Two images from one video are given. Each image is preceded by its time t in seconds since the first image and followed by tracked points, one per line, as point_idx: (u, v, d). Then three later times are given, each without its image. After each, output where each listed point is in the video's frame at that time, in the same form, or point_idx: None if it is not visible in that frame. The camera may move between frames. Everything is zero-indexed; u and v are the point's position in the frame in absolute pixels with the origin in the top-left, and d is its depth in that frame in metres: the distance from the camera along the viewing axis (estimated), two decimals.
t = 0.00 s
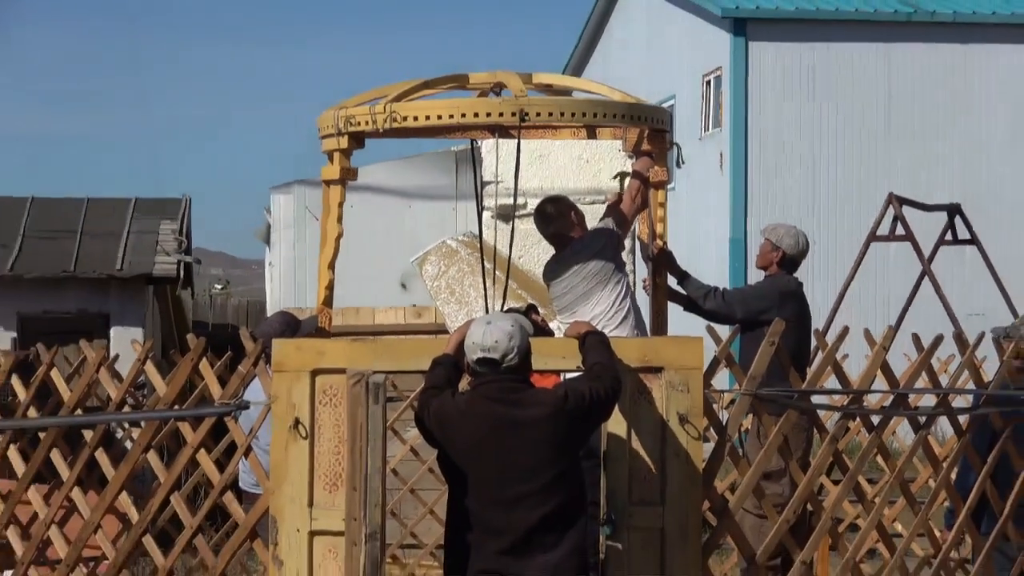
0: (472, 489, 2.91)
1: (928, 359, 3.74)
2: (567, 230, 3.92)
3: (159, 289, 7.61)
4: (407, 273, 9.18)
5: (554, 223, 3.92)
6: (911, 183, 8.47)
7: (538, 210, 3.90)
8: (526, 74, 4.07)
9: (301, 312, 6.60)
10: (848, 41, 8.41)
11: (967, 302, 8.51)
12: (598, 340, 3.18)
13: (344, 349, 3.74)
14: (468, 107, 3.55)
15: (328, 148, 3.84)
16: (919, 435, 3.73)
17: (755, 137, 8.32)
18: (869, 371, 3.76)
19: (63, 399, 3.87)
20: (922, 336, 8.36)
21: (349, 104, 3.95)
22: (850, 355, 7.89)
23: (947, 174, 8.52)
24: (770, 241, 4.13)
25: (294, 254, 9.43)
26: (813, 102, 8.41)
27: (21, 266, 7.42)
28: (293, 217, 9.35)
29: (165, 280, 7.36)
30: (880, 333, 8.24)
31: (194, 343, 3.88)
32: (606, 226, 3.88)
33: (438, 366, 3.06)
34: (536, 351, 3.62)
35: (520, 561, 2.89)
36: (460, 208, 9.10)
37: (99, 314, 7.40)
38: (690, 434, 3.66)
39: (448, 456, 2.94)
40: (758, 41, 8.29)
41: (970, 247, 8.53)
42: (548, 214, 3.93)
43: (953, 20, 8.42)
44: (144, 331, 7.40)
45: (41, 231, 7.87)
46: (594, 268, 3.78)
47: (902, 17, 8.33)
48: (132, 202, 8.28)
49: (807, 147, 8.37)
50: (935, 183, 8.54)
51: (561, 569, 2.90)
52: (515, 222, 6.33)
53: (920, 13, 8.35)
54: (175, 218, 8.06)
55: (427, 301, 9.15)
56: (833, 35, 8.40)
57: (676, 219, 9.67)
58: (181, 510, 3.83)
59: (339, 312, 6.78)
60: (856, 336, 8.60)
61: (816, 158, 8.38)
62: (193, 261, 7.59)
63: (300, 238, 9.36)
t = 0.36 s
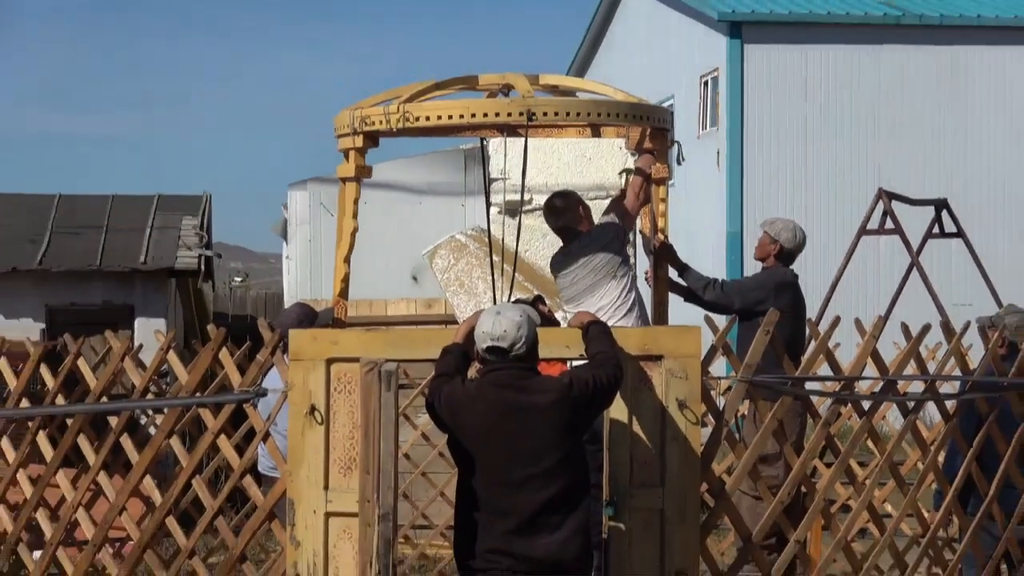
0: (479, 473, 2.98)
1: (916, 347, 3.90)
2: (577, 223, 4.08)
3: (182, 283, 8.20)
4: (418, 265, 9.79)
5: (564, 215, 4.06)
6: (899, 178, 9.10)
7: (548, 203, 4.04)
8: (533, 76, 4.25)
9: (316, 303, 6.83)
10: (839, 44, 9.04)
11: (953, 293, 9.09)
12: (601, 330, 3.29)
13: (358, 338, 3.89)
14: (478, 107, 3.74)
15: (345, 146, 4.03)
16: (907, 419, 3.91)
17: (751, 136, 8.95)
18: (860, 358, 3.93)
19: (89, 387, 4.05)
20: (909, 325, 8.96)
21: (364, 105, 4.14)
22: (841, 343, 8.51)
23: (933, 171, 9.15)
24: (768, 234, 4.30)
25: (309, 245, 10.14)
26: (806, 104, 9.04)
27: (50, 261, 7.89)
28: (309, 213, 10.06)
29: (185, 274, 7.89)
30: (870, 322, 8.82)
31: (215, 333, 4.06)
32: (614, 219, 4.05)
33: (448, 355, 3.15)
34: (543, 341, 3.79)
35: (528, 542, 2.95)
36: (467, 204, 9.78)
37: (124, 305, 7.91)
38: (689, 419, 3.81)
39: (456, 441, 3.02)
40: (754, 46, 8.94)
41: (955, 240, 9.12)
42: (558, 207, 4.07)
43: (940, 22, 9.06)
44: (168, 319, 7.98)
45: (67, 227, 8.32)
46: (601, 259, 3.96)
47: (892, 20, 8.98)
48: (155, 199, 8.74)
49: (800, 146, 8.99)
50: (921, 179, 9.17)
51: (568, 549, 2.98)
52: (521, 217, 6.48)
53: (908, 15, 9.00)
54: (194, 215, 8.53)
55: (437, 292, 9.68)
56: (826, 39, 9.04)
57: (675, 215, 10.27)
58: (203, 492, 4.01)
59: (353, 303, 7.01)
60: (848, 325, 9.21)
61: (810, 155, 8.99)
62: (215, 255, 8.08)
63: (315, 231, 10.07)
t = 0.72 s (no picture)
0: (487, 458, 3.14)
1: (906, 338, 4.08)
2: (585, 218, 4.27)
3: (204, 275, 8.62)
4: (430, 259, 10.72)
5: (573, 212, 4.26)
6: (887, 175, 9.84)
7: (557, 199, 4.22)
8: (541, 78, 4.44)
9: (331, 295, 7.06)
10: (833, 49, 9.80)
11: (941, 285, 9.71)
12: (606, 322, 3.44)
13: (372, 329, 4.04)
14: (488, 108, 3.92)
15: (361, 145, 4.22)
16: (897, 408, 4.08)
17: (747, 135, 9.69)
18: (852, 349, 4.11)
19: (115, 374, 4.23)
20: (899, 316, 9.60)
21: (380, 105, 4.33)
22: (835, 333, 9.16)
23: (920, 169, 9.91)
24: (766, 231, 4.48)
25: (326, 240, 10.91)
26: (801, 105, 9.78)
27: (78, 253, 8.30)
28: (325, 208, 10.94)
29: (206, 267, 8.24)
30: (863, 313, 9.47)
31: (235, 324, 4.24)
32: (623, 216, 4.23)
33: (459, 344, 3.31)
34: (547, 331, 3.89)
35: (535, 524, 3.11)
36: (476, 202, 10.64)
37: (148, 296, 8.26)
38: (688, 407, 3.94)
39: (466, 426, 3.18)
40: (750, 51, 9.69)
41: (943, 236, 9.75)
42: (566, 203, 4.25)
43: (928, 28, 9.81)
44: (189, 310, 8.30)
45: (96, 221, 8.73)
46: (609, 253, 4.14)
47: (882, 26, 9.72)
48: (179, 195, 9.14)
49: (793, 145, 9.75)
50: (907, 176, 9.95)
51: (573, 531, 3.13)
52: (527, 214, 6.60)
53: (898, 22, 9.72)
54: (217, 209, 8.95)
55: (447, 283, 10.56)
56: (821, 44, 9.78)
57: (679, 210, 11.02)
58: (222, 476, 4.18)
59: (367, 295, 7.25)
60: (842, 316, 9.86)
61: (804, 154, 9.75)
62: (235, 247, 8.43)
63: (329, 225, 10.93)
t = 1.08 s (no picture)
0: (494, 444, 3.32)
1: (894, 331, 4.25)
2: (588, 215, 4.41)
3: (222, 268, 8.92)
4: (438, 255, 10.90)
5: (578, 211, 4.39)
6: (876, 174, 10.45)
7: (563, 200, 4.35)
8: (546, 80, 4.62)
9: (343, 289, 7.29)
10: (829, 52, 10.38)
11: (930, 284, 10.30)
12: (607, 315, 3.62)
13: (383, 321, 4.21)
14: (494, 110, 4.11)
15: (373, 144, 4.42)
16: (885, 398, 4.26)
17: (743, 136, 10.28)
18: (843, 341, 4.28)
19: (137, 363, 4.42)
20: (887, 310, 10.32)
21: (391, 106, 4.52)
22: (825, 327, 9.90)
23: (909, 168, 10.54)
24: (760, 228, 4.66)
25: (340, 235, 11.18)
26: (794, 107, 10.35)
27: (103, 248, 8.60)
28: (337, 204, 11.19)
29: (225, 261, 8.55)
30: (853, 308, 10.10)
31: (251, 315, 4.42)
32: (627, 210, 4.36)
33: (467, 334, 3.49)
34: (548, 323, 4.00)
35: (539, 508, 3.29)
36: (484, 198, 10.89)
37: (169, 289, 8.56)
38: (685, 396, 4.06)
39: (475, 413, 3.36)
40: (747, 55, 10.27)
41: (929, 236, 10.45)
42: (571, 202, 4.37)
43: (917, 34, 10.42)
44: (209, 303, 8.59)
45: (119, 217, 9.02)
46: (612, 248, 4.32)
47: (873, 32, 10.32)
48: (198, 193, 9.42)
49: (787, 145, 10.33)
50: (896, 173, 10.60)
51: (576, 514, 3.32)
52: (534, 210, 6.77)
53: (887, 29, 10.33)
54: (234, 206, 9.22)
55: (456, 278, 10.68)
56: (816, 48, 10.36)
57: (676, 205, 11.64)
58: (240, 460, 4.36)
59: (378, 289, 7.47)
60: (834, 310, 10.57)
61: (798, 153, 10.35)
62: (252, 242, 8.70)
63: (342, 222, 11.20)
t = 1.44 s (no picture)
0: (501, 432, 3.51)
1: (883, 324, 4.45)
2: (588, 212, 4.58)
3: (240, 263, 9.35)
4: (446, 251, 11.29)
5: (578, 207, 4.56)
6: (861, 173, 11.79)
7: (564, 196, 4.53)
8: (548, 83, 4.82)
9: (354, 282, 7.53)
10: (819, 58, 11.73)
11: (916, 278, 11.51)
12: (608, 309, 3.80)
13: (394, 313, 4.39)
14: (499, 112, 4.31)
15: (383, 144, 4.62)
16: (874, 389, 4.45)
17: (739, 138, 11.66)
18: (834, 334, 4.47)
19: (159, 352, 4.63)
20: (876, 301, 11.40)
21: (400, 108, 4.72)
22: (819, 318, 11.08)
23: (889, 166, 11.87)
24: (751, 226, 4.87)
25: (352, 233, 11.67)
26: (787, 111, 11.72)
27: (125, 242, 8.93)
28: (350, 202, 11.60)
29: (243, 255, 8.92)
30: (845, 300, 11.26)
31: (268, 307, 4.60)
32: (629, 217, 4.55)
33: (474, 326, 3.68)
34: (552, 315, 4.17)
35: (543, 493, 3.48)
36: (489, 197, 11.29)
37: (190, 282, 8.96)
38: (682, 385, 4.24)
39: (482, 402, 3.55)
40: (743, 64, 11.65)
41: (913, 233, 11.54)
42: (571, 199, 4.55)
43: (904, 40, 11.73)
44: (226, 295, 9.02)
45: (141, 213, 9.34)
46: (606, 250, 4.48)
47: (862, 38, 11.67)
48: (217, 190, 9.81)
49: (780, 146, 11.70)
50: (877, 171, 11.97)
51: (579, 499, 3.50)
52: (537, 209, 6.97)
53: (877, 35, 11.67)
54: (251, 203, 9.56)
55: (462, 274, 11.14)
56: (801, 58, 11.72)
57: (677, 204, 13.01)
58: (256, 446, 4.55)
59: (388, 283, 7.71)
60: (827, 302, 11.66)
61: (789, 152, 11.71)
62: (270, 238, 9.04)
63: (355, 219, 11.61)
